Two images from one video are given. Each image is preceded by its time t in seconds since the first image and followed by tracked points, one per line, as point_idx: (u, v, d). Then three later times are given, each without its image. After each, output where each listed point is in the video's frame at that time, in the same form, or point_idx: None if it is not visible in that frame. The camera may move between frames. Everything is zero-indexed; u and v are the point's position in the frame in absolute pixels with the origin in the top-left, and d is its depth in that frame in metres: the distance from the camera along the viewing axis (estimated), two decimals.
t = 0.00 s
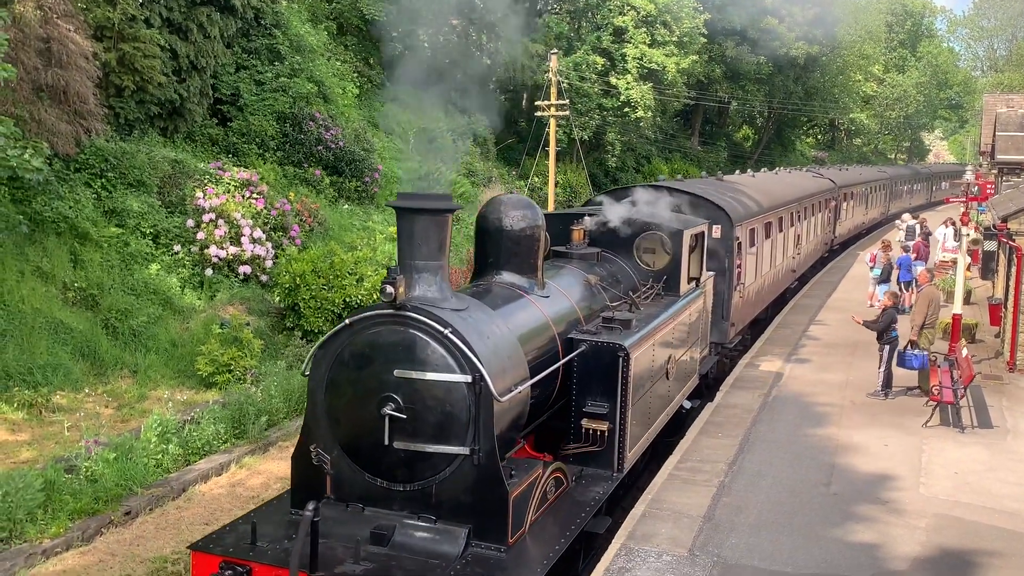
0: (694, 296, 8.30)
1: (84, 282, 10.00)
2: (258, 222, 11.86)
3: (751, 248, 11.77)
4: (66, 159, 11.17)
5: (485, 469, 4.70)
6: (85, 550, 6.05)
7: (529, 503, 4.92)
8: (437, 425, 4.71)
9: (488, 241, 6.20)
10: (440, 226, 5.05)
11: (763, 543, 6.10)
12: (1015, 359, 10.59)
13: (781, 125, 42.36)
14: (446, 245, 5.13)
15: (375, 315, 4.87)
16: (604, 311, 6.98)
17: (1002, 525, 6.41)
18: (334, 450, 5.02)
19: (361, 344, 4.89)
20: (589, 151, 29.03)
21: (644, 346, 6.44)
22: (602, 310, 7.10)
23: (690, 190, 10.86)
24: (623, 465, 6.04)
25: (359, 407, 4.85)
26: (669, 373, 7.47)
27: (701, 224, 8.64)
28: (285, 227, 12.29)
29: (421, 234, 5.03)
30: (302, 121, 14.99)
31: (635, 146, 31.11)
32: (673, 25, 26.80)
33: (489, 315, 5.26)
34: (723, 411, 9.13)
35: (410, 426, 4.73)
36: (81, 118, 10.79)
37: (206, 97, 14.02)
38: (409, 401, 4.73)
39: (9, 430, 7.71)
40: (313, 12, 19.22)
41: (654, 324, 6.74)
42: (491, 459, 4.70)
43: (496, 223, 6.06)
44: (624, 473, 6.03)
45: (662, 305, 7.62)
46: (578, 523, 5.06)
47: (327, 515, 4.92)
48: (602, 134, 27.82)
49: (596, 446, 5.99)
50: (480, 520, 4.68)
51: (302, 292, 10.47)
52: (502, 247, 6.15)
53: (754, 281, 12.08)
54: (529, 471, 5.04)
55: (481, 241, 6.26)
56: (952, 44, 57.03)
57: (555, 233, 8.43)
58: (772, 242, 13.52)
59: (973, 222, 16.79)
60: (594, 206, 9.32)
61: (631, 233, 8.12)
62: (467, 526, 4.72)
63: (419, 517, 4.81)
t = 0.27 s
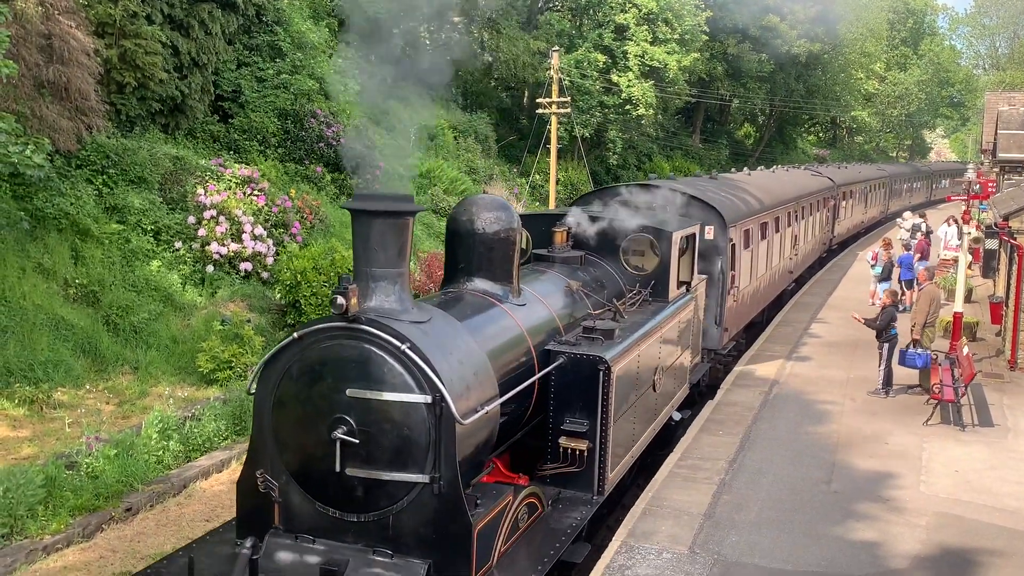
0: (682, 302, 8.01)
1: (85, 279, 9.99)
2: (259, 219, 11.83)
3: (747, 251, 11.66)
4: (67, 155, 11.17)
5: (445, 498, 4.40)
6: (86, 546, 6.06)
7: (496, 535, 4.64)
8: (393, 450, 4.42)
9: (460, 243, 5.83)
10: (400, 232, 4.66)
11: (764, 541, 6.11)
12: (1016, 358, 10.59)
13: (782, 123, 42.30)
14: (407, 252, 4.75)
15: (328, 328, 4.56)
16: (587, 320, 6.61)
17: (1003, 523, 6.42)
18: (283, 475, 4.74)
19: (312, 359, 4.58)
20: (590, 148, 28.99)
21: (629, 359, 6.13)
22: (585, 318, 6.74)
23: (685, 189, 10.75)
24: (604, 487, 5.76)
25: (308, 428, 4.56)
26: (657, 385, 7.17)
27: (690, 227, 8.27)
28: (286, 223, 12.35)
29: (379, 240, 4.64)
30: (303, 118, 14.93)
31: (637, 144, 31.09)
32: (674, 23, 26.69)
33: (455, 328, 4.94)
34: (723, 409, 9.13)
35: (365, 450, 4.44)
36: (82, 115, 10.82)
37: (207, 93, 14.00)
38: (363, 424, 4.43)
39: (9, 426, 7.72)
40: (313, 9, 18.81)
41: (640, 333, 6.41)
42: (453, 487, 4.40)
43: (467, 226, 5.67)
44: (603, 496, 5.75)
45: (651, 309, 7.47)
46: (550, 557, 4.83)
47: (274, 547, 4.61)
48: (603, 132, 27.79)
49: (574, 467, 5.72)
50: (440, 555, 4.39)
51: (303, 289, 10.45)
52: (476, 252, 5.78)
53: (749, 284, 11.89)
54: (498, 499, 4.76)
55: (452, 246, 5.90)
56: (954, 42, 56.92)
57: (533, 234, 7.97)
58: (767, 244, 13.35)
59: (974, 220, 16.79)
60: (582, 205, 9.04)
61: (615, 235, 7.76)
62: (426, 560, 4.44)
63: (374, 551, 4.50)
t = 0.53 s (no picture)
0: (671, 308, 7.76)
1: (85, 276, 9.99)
2: (258, 216, 11.73)
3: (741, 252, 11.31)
4: (66, 152, 11.16)
5: (397, 534, 4.06)
6: (85, 543, 6.06)
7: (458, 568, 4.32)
8: (340, 482, 4.08)
9: (424, 248, 5.65)
10: (349, 238, 4.40)
11: (762, 539, 6.12)
12: (1015, 357, 10.60)
13: (782, 122, 42.29)
14: (357, 260, 4.48)
15: (268, 346, 4.21)
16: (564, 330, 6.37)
17: (1001, 522, 6.43)
18: (220, 508, 4.37)
19: (250, 379, 4.24)
20: (590, 147, 28.99)
21: (609, 372, 5.82)
22: (562, 329, 6.54)
23: (675, 189, 10.45)
24: (581, 513, 5.38)
25: (247, 456, 4.22)
26: (640, 399, 6.84)
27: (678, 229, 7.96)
28: (285, 221, 12.36)
29: (325, 247, 4.38)
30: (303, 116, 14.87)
31: (637, 142, 31.09)
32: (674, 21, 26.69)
33: (410, 344, 4.61)
34: (722, 408, 9.14)
35: (309, 480, 4.10)
36: (81, 112, 10.83)
37: (206, 91, 13.99)
38: (307, 452, 4.10)
39: (9, 423, 7.72)
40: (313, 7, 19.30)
41: (621, 345, 6.12)
42: (406, 522, 4.07)
43: (434, 229, 5.55)
44: (580, 522, 5.38)
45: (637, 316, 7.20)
46: None
47: None
48: (603, 130, 27.79)
49: (550, 491, 5.35)
50: None
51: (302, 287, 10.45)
52: (443, 256, 5.58)
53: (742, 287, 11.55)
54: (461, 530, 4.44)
55: (418, 251, 5.72)
56: (954, 41, 56.92)
57: (512, 238, 8.01)
58: (762, 245, 13.02)
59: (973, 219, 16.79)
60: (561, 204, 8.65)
61: (599, 238, 7.56)
62: None
63: None
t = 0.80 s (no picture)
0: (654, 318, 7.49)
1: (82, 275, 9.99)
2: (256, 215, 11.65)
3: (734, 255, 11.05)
4: (65, 151, 11.16)
5: None
6: (82, 543, 6.06)
7: None
8: (275, 521, 3.77)
9: (382, 255, 5.28)
10: (288, 247, 4.08)
11: (760, 539, 6.12)
12: (1013, 357, 10.62)
13: (781, 121, 42.31)
14: (296, 271, 4.17)
15: (197, 368, 3.91)
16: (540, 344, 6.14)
17: (999, 522, 6.44)
18: (145, 545, 4.08)
19: (177, 405, 3.93)
20: (589, 146, 29.01)
21: (585, 391, 5.47)
22: (537, 341, 6.28)
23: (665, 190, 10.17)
24: (553, 544, 5.02)
25: (172, 491, 3.93)
26: (621, 416, 6.52)
27: (663, 234, 7.80)
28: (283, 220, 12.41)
29: (261, 256, 4.04)
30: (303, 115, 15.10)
31: (636, 142, 31.09)
32: (673, 21, 26.69)
33: (358, 364, 4.29)
34: (721, 407, 9.14)
35: (240, 518, 3.80)
36: (80, 110, 10.83)
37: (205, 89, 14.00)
38: (236, 487, 3.80)
39: (7, 422, 7.71)
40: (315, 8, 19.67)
41: (598, 359, 5.80)
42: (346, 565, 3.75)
43: (393, 235, 5.16)
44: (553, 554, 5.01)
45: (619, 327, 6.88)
46: None
47: None
48: (602, 130, 27.79)
49: (519, 520, 5.01)
50: None
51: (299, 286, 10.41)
52: (402, 265, 5.22)
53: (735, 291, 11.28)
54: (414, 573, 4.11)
55: (376, 259, 5.35)
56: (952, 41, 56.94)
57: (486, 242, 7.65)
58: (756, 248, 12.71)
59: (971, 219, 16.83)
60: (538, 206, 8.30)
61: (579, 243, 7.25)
62: None
63: None
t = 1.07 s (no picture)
0: (637, 329, 7.22)
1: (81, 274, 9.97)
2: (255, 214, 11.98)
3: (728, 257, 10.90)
4: (63, 150, 11.13)
5: None
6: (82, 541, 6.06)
7: None
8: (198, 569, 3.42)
9: (337, 264, 4.96)
10: (217, 260, 3.70)
11: (758, 538, 6.13)
12: (1012, 357, 10.62)
13: (780, 121, 42.32)
14: (225, 286, 3.78)
15: (110, 394, 3.51)
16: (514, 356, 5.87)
17: (997, 522, 6.44)
18: None
19: (88, 435, 3.55)
20: (588, 145, 29.00)
21: (558, 413, 5.24)
22: (510, 354, 5.96)
23: (656, 191, 9.97)
24: None
25: (84, 530, 3.56)
26: (600, 436, 6.28)
27: (647, 239, 7.54)
28: (282, 219, 12.48)
29: (186, 268, 3.65)
30: (301, 114, 15.28)
31: (635, 141, 31.08)
32: (672, 20, 26.72)
33: (295, 390, 3.92)
34: (719, 407, 9.15)
35: (156, 563, 3.45)
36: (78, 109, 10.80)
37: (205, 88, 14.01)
38: (153, 529, 3.45)
39: (5, 421, 7.69)
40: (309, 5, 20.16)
41: (574, 377, 5.52)
42: None
43: (350, 242, 4.84)
44: None
45: (602, 338, 6.63)
46: None
47: None
48: (601, 129, 27.79)
49: (485, 553, 4.79)
50: None
51: (298, 286, 10.79)
52: (360, 274, 4.88)
53: (728, 295, 11.08)
54: None
55: (331, 269, 5.02)
56: (951, 41, 56.97)
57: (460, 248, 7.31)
58: (750, 251, 12.49)
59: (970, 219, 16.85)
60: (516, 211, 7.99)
61: (559, 248, 6.92)
62: None
63: None
